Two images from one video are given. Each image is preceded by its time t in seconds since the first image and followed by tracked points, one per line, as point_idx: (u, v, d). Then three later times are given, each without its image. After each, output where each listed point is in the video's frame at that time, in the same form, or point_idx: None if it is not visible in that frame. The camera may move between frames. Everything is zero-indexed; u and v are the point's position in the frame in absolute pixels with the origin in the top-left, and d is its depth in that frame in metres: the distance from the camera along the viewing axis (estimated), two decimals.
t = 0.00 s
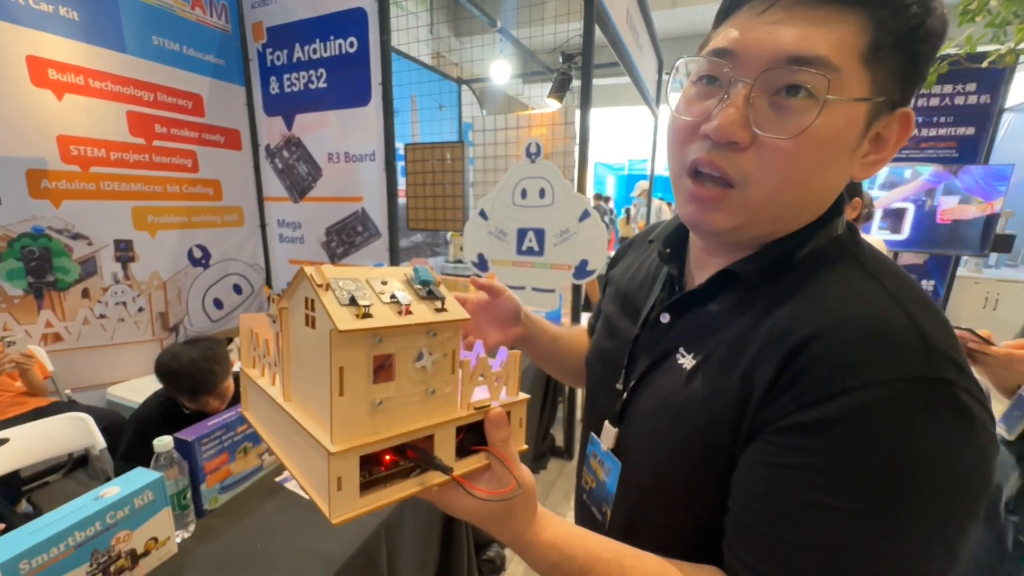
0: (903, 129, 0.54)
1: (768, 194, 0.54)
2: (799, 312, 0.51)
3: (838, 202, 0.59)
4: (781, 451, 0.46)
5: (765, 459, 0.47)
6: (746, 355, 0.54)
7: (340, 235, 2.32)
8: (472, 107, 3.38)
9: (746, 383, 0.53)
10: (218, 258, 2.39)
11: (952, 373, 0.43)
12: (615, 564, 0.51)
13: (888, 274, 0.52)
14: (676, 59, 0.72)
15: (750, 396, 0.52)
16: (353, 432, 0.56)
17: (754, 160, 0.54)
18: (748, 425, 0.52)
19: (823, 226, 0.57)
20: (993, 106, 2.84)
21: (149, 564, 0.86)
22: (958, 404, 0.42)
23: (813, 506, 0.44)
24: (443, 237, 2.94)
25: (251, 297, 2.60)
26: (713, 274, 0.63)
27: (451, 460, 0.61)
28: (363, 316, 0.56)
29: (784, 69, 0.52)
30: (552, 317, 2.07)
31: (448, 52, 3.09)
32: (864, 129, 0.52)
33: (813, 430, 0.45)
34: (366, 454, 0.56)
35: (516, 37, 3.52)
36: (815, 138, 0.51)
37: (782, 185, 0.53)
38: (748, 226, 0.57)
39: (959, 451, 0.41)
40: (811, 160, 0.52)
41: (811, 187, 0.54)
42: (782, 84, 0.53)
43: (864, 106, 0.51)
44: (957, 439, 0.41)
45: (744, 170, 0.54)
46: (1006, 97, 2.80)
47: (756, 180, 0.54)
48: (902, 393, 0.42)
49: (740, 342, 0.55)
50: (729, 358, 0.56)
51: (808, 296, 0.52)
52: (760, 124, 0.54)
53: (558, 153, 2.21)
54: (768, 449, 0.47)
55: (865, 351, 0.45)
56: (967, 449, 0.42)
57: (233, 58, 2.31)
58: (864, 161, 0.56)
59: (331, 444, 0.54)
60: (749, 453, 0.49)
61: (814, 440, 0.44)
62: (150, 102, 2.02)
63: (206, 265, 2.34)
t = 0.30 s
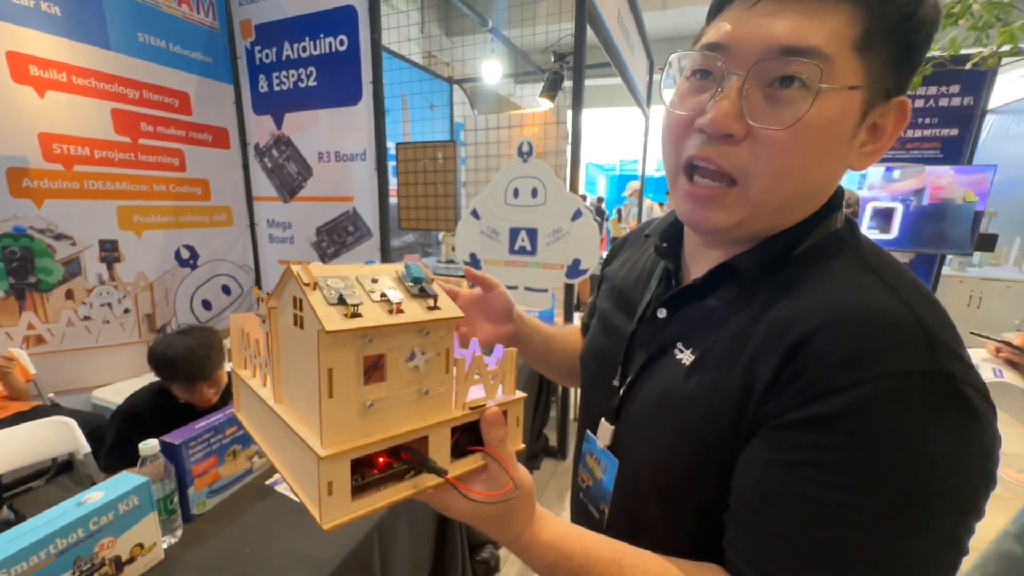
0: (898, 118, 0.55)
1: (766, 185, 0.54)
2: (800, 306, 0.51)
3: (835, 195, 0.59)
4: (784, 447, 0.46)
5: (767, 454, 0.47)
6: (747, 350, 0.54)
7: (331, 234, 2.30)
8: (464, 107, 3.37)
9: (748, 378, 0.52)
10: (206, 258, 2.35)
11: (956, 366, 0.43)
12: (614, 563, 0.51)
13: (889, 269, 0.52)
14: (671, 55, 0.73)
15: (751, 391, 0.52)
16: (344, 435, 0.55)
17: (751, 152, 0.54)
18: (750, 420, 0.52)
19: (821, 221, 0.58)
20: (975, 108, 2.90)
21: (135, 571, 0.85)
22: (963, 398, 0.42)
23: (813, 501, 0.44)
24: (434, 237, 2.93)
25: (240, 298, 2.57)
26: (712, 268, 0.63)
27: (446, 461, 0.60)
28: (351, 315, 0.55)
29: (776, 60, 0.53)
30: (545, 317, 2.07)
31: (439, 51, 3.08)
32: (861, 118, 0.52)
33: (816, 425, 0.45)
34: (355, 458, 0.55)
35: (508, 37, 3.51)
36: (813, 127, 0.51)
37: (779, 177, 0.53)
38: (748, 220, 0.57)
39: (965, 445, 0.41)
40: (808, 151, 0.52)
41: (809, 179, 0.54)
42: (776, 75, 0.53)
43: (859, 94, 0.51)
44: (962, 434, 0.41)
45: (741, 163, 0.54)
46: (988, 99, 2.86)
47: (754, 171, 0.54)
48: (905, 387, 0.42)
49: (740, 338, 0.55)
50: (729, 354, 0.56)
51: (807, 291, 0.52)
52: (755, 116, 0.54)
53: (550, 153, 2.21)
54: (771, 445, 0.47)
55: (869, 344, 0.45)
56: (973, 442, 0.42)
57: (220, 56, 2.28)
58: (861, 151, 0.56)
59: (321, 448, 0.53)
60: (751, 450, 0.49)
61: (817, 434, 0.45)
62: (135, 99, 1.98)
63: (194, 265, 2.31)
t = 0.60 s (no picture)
0: (902, 112, 0.55)
1: (770, 177, 0.54)
2: (807, 303, 0.51)
3: (839, 190, 0.59)
4: (790, 445, 0.46)
5: (776, 452, 0.47)
6: (754, 348, 0.53)
7: (328, 235, 2.29)
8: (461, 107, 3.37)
9: (754, 376, 0.52)
10: (203, 259, 2.34)
11: (966, 362, 0.43)
12: (621, 566, 0.50)
13: (897, 266, 0.52)
14: (673, 48, 0.72)
15: (759, 390, 0.51)
16: (343, 439, 0.55)
17: (757, 142, 0.53)
18: (756, 419, 0.51)
19: (826, 218, 0.57)
20: (971, 108, 2.95)
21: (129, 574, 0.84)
22: (973, 395, 0.42)
23: (822, 500, 0.44)
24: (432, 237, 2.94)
25: (236, 299, 2.55)
26: (718, 264, 0.62)
27: (448, 464, 0.61)
28: (351, 314, 0.55)
29: (782, 50, 0.53)
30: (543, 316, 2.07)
31: (436, 50, 3.08)
32: (866, 110, 0.52)
33: (824, 424, 0.45)
34: (355, 461, 0.55)
35: (505, 37, 3.51)
36: (818, 117, 0.51)
37: (784, 169, 0.53)
38: (751, 214, 0.57)
39: (975, 441, 0.41)
40: (812, 142, 0.52)
41: (812, 172, 0.54)
42: (782, 65, 0.53)
43: (865, 84, 0.51)
44: (974, 430, 0.41)
45: (747, 154, 0.54)
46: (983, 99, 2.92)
47: (759, 162, 0.53)
48: (914, 384, 0.42)
49: (746, 336, 0.55)
50: (736, 352, 0.55)
51: (812, 289, 0.52)
52: (760, 107, 0.54)
53: (548, 152, 2.21)
54: (778, 444, 0.47)
55: (877, 342, 0.45)
56: (983, 438, 0.42)
57: (217, 55, 2.27)
58: (866, 144, 0.56)
59: (320, 452, 0.53)
60: (758, 449, 0.49)
61: (828, 432, 0.44)
62: (131, 98, 1.97)
63: (191, 266, 2.30)
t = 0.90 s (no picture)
0: (911, 110, 0.55)
1: (783, 171, 0.53)
2: (815, 302, 0.51)
3: (847, 188, 0.59)
4: (800, 445, 0.46)
5: (785, 452, 0.47)
6: (762, 347, 0.53)
7: (329, 234, 2.29)
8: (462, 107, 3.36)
9: (763, 375, 0.52)
10: (204, 259, 2.34)
11: (980, 361, 0.43)
12: (629, 566, 0.50)
13: (908, 266, 0.52)
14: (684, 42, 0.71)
15: (769, 389, 0.51)
16: (350, 442, 0.55)
17: (769, 136, 0.53)
18: (766, 418, 0.51)
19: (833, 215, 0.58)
20: (972, 108, 2.95)
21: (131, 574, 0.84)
22: (987, 395, 0.41)
23: (830, 500, 0.44)
24: (433, 236, 2.93)
25: (238, 299, 2.55)
26: (725, 262, 0.62)
27: (455, 465, 0.61)
28: (356, 317, 0.54)
29: (796, 43, 0.53)
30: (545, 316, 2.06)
31: (437, 50, 3.07)
32: (878, 104, 0.52)
33: (833, 424, 0.44)
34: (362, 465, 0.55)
35: (506, 36, 3.50)
36: (832, 109, 0.51)
37: (796, 162, 0.53)
38: (761, 210, 0.57)
39: (985, 442, 0.41)
40: (825, 135, 0.52)
41: (823, 167, 0.53)
42: (796, 58, 0.53)
43: (879, 78, 0.51)
44: (987, 430, 0.41)
45: (758, 148, 0.54)
46: (985, 99, 2.91)
47: (772, 156, 0.53)
48: (926, 384, 0.42)
49: (754, 334, 0.55)
50: (744, 351, 0.55)
51: (818, 288, 0.52)
52: (773, 100, 0.54)
53: (549, 152, 2.21)
54: (788, 444, 0.47)
55: (886, 342, 0.44)
56: (993, 439, 0.41)
57: (218, 54, 2.27)
58: (876, 142, 0.56)
59: (327, 456, 0.52)
60: (767, 449, 0.49)
61: (838, 432, 0.44)
62: (132, 98, 1.97)
63: (192, 265, 2.30)
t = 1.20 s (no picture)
0: (913, 109, 0.55)
1: (790, 173, 0.53)
2: (823, 302, 0.51)
3: (850, 189, 0.60)
4: (806, 445, 0.46)
5: (791, 452, 0.47)
6: (767, 349, 0.54)
7: (331, 235, 2.29)
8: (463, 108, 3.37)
9: (770, 377, 0.52)
10: (206, 259, 2.35)
11: (987, 363, 0.43)
12: (632, 565, 0.50)
13: (915, 267, 0.52)
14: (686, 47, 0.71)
15: (774, 390, 0.52)
16: (360, 432, 0.55)
17: (776, 137, 0.53)
18: (772, 419, 0.51)
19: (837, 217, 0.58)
20: (973, 108, 2.95)
21: (136, 572, 0.84)
22: (997, 398, 0.41)
23: (835, 499, 0.44)
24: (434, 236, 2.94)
25: (240, 299, 2.56)
26: (731, 264, 0.63)
27: (461, 461, 0.60)
28: (370, 310, 0.55)
29: (799, 45, 0.53)
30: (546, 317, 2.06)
31: (438, 51, 3.07)
32: (881, 104, 0.53)
33: (840, 425, 0.45)
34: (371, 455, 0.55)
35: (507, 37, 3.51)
36: (837, 109, 0.51)
37: (804, 164, 0.53)
38: (769, 211, 0.57)
39: (995, 444, 0.41)
40: (831, 136, 0.52)
41: (829, 168, 0.53)
42: (799, 61, 0.54)
43: (882, 78, 0.51)
44: (997, 432, 0.41)
45: (765, 151, 0.53)
46: (986, 99, 2.92)
47: (778, 158, 0.53)
48: (934, 385, 0.42)
49: (760, 336, 0.55)
50: (749, 352, 0.55)
51: (825, 290, 0.52)
52: (778, 102, 0.54)
53: (550, 153, 2.22)
54: (795, 444, 0.47)
55: (893, 343, 0.45)
56: (1002, 441, 0.41)
57: (220, 56, 2.28)
58: (880, 140, 0.56)
59: (337, 444, 0.53)
60: (773, 448, 0.49)
61: (845, 432, 0.44)
62: (135, 99, 1.98)
63: (194, 266, 2.31)
